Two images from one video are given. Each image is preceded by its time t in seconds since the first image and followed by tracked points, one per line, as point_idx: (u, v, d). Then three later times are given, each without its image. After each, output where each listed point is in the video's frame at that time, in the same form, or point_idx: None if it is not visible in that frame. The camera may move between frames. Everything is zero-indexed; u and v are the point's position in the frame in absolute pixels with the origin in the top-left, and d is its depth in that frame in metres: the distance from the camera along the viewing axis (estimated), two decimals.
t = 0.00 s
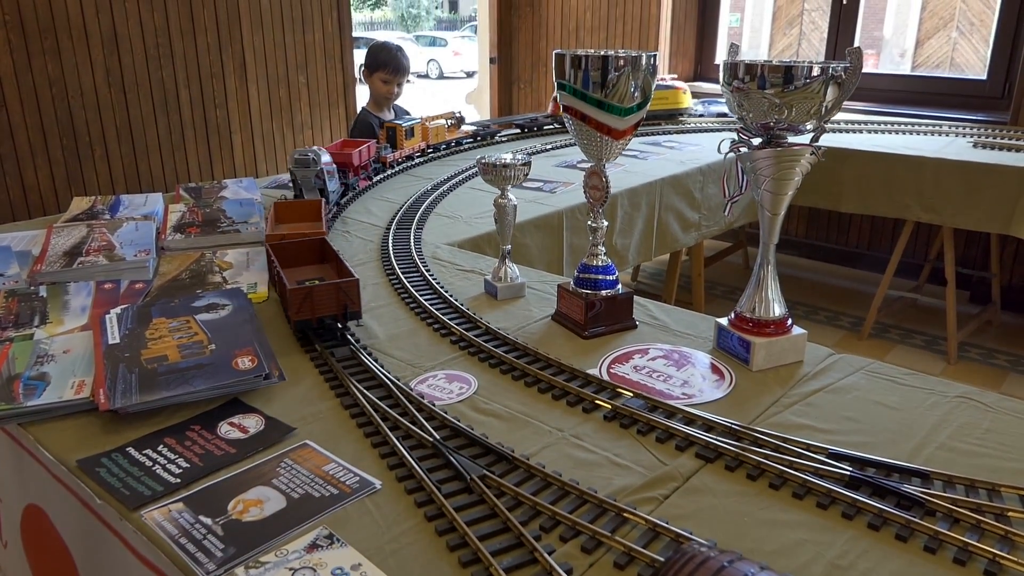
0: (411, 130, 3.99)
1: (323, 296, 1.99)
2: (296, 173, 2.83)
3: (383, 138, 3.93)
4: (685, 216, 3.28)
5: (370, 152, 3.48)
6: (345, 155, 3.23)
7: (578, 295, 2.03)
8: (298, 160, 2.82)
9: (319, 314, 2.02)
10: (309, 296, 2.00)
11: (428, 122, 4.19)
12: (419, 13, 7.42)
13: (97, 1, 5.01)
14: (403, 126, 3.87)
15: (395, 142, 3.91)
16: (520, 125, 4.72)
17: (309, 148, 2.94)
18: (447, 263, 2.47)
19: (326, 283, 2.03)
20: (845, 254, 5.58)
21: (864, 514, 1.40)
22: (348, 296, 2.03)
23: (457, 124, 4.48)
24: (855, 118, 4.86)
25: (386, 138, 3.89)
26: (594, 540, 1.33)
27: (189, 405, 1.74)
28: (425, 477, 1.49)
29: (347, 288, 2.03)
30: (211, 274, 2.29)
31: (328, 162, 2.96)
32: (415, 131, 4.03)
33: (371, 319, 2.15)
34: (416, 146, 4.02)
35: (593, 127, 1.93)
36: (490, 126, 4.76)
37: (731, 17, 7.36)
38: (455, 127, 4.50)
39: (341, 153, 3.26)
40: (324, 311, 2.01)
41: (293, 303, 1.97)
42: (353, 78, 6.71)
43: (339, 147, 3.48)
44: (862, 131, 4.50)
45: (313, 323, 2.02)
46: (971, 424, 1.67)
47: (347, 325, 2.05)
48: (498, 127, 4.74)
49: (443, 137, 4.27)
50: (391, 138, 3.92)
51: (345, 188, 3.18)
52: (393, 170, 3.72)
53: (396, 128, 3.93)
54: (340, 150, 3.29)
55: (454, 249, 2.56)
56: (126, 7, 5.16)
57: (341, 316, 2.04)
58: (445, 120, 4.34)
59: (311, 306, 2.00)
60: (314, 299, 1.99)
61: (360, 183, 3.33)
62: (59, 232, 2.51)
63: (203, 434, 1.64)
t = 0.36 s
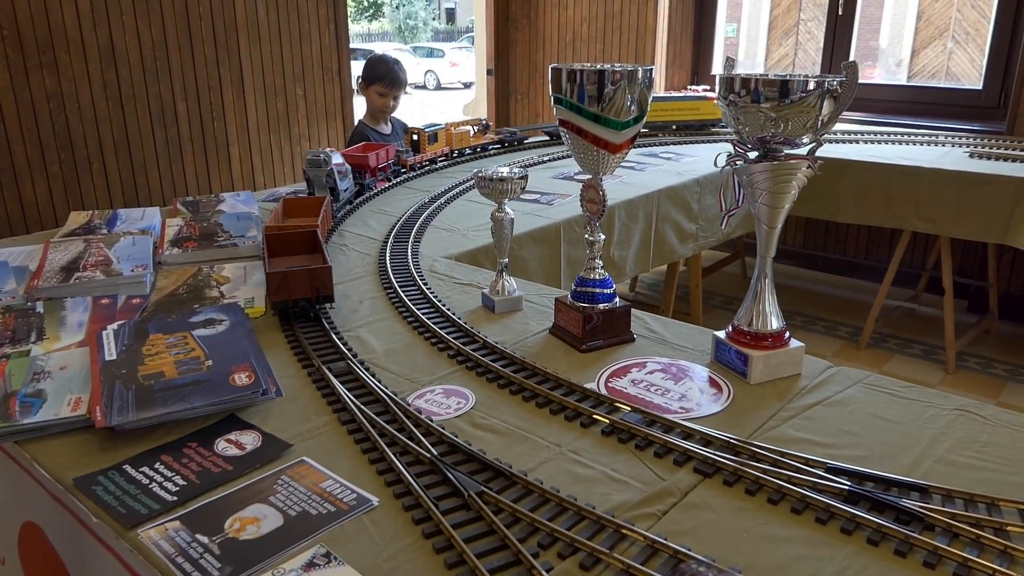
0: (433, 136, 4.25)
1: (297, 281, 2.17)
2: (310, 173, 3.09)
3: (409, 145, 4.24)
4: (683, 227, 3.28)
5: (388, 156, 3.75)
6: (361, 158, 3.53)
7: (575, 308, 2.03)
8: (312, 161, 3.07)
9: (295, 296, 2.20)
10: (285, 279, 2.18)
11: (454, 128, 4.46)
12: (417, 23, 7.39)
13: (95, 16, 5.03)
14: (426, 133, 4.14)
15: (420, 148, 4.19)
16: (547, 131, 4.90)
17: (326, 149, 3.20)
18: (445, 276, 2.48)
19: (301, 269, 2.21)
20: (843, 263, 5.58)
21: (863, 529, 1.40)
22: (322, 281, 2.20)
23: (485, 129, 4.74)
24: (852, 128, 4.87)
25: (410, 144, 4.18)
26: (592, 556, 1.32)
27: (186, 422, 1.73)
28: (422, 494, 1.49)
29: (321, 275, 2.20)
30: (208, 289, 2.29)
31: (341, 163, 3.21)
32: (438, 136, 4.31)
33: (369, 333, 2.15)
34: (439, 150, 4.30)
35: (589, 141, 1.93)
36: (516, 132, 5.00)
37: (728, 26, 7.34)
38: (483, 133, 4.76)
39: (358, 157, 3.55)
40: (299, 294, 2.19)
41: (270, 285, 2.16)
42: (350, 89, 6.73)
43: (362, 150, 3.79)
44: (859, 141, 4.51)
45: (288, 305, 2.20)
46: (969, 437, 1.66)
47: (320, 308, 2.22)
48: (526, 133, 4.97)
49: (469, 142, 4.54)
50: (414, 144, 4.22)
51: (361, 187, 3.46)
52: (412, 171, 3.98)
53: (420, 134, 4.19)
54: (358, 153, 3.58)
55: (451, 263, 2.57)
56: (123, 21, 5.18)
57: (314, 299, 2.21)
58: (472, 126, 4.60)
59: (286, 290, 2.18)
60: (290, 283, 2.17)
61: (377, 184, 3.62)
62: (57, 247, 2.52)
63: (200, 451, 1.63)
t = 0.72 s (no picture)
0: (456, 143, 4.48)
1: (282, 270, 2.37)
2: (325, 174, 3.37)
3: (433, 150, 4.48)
4: (677, 240, 3.29)
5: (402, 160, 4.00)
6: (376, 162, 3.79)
7: (569, 324, 2.03)
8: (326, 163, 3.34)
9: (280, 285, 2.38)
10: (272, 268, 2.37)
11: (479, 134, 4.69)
12: (413, 35, 7.50)
13: (90, 30, 5.05)
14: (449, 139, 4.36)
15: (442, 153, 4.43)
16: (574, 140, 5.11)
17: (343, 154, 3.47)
18: (439, 291, 2.48)
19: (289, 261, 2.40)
20: (838, 275, 5.60)
21: (855, 548, 1.39)
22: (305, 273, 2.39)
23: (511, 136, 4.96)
24: (846, 141, 4.89)
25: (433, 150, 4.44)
26: None
27: (179, 442, 1.73)
28: (415, 514, 1.48)
29: (306, 267, 2.39)
30: (202, 306, 2.29)
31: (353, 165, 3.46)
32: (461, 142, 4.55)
33: (362, 349, 2.15)
34: (462, 156, 4.53)
35: (581, 158, 1.94)
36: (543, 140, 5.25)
37: (722, 38, 7.36)
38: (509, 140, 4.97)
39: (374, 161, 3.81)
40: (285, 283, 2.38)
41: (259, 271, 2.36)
42: (345, 102, 6.75)
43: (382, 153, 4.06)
44: (853, 154, 4.54)
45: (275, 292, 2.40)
46: (962, 453, 1.66)
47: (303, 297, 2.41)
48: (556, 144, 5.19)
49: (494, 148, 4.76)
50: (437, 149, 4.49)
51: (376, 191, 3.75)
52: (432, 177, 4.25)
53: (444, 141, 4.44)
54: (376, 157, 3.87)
55: (445, 278, 2.58)
56: (118, 34, 5.19)
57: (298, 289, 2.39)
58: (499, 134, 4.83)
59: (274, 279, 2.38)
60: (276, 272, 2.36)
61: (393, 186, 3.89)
62: (50, 263, 2.51)
63: (191, 471, 1.63)
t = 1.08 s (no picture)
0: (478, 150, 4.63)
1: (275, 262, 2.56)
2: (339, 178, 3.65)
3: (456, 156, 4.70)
4: (669, 253, 3.30)
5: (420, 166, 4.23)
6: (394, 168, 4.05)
7: (561, 339, 2.03)
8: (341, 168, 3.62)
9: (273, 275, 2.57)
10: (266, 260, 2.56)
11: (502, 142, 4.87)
12: (406, 47, 7.47)
13: (81, 46, 5.05)
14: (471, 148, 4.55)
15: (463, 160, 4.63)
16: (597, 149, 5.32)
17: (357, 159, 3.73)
18: (431, 306, 2.48)
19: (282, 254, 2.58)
20: (829, 286, 5.63)
21: (847, 565, 1.39)
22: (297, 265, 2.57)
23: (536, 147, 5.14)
24: (836, 153, 4.92)
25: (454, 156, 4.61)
26: None
27: (169, 461, 1.71)
28: (406, 533, 1.47)
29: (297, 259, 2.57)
30: (192, 322, 2.28)
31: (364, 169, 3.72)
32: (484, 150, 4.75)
33: (354, 366, 2.14)
34: (483, 164, 4.71)
35: (572, 174, 1.94)
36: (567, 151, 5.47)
37: (713, 50, 7.40)
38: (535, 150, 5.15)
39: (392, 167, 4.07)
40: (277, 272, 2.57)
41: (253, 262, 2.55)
42: (337, 115, 6.75)
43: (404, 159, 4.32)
44: (843, 166, 4.57)
45: (270, 282, 2.59)
46: (953, 468, 1.67)
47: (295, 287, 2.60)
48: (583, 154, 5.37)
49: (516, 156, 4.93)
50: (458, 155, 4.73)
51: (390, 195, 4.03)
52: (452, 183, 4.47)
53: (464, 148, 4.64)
54: (394, 163, 4.13)
55: (437, 292, 2.58)
56: (110, 49, 5.20)
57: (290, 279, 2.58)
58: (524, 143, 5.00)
59: (268, 270, 2.57)
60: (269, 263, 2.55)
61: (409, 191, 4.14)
62: (40, 279, 2.50)
63: (181, 491, 1.61)
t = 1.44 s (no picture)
0: (498, 157, 4.88)
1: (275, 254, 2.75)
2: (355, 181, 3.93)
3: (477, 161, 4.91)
4: (661, 263, 3.31)
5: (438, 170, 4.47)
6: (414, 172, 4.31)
7: (553, 351, 2.03)
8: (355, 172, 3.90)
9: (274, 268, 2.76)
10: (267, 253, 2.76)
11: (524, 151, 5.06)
12: (397, 59, 7.59)
13: (73, 59, 5.05)
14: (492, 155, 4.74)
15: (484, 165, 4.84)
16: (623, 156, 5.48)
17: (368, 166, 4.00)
18: (423, 319, 2.48)
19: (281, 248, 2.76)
20: (821, 294, 5.65)
21: None
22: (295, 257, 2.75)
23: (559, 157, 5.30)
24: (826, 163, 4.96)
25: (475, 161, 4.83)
26: None
27: (160, 477, 1.70)
28: (398, 549, 1.46)
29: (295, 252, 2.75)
30: (183, 336, 2.28)
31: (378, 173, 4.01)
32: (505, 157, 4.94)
33: (345, 379, 2.14)
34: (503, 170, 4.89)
35: (563, 187, 1.95)
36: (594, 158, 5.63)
37: (704, 59, 7.45)
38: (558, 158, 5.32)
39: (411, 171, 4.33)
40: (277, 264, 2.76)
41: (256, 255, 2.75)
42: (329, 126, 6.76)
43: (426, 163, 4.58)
44: (833, 175, 4.59)
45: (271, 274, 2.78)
46: (945, 478, 1.67)
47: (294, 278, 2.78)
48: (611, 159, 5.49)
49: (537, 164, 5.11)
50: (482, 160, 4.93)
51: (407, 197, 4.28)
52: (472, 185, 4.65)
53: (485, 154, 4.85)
54: (415, 167, 4.39)
55: (430, 305, 2.58)
56: (101, 63, 5.20)
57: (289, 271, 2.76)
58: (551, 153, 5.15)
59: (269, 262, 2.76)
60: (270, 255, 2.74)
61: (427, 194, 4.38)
62: (30, 293, 2.49)
63: (172, 507, 1.60)
